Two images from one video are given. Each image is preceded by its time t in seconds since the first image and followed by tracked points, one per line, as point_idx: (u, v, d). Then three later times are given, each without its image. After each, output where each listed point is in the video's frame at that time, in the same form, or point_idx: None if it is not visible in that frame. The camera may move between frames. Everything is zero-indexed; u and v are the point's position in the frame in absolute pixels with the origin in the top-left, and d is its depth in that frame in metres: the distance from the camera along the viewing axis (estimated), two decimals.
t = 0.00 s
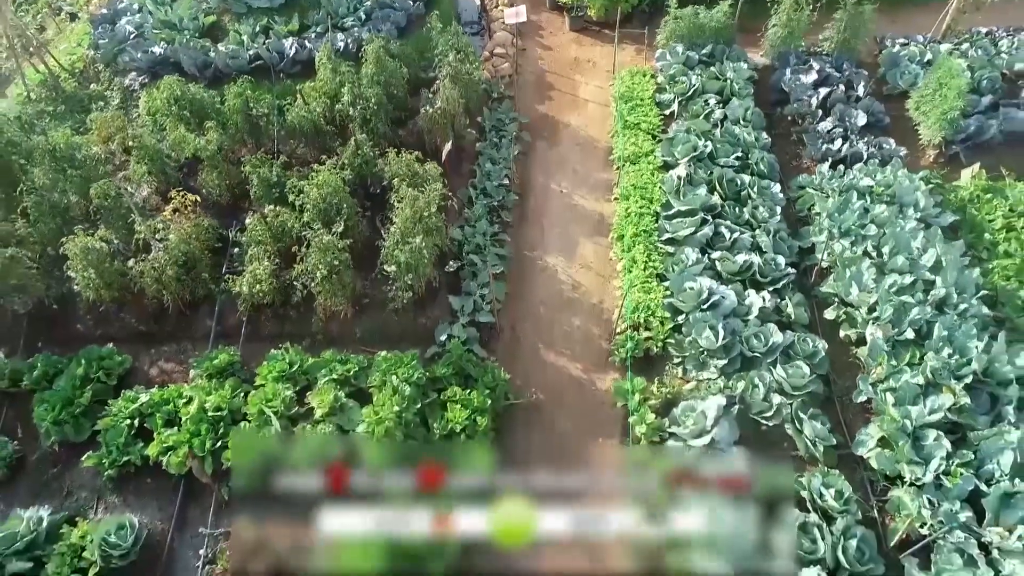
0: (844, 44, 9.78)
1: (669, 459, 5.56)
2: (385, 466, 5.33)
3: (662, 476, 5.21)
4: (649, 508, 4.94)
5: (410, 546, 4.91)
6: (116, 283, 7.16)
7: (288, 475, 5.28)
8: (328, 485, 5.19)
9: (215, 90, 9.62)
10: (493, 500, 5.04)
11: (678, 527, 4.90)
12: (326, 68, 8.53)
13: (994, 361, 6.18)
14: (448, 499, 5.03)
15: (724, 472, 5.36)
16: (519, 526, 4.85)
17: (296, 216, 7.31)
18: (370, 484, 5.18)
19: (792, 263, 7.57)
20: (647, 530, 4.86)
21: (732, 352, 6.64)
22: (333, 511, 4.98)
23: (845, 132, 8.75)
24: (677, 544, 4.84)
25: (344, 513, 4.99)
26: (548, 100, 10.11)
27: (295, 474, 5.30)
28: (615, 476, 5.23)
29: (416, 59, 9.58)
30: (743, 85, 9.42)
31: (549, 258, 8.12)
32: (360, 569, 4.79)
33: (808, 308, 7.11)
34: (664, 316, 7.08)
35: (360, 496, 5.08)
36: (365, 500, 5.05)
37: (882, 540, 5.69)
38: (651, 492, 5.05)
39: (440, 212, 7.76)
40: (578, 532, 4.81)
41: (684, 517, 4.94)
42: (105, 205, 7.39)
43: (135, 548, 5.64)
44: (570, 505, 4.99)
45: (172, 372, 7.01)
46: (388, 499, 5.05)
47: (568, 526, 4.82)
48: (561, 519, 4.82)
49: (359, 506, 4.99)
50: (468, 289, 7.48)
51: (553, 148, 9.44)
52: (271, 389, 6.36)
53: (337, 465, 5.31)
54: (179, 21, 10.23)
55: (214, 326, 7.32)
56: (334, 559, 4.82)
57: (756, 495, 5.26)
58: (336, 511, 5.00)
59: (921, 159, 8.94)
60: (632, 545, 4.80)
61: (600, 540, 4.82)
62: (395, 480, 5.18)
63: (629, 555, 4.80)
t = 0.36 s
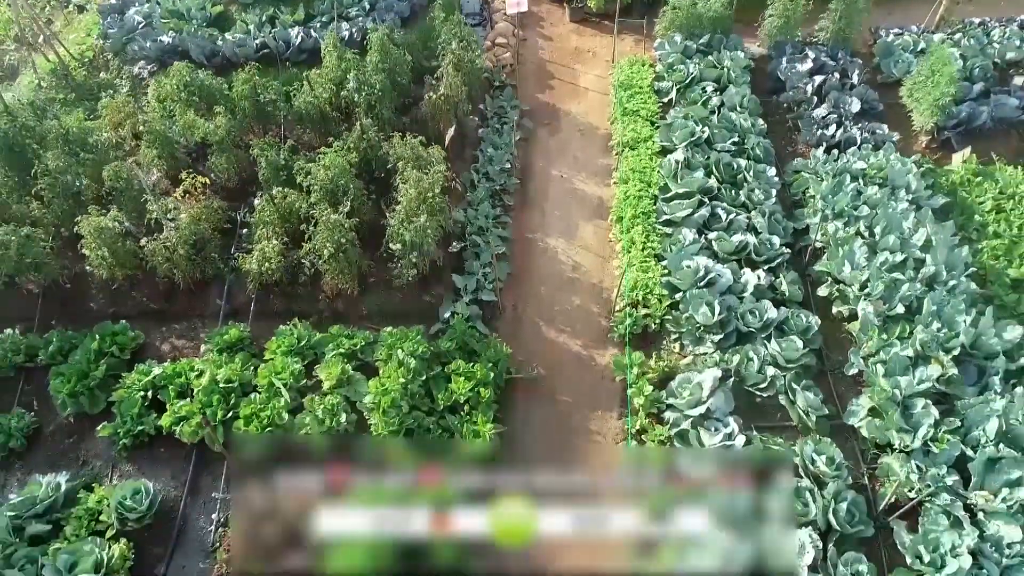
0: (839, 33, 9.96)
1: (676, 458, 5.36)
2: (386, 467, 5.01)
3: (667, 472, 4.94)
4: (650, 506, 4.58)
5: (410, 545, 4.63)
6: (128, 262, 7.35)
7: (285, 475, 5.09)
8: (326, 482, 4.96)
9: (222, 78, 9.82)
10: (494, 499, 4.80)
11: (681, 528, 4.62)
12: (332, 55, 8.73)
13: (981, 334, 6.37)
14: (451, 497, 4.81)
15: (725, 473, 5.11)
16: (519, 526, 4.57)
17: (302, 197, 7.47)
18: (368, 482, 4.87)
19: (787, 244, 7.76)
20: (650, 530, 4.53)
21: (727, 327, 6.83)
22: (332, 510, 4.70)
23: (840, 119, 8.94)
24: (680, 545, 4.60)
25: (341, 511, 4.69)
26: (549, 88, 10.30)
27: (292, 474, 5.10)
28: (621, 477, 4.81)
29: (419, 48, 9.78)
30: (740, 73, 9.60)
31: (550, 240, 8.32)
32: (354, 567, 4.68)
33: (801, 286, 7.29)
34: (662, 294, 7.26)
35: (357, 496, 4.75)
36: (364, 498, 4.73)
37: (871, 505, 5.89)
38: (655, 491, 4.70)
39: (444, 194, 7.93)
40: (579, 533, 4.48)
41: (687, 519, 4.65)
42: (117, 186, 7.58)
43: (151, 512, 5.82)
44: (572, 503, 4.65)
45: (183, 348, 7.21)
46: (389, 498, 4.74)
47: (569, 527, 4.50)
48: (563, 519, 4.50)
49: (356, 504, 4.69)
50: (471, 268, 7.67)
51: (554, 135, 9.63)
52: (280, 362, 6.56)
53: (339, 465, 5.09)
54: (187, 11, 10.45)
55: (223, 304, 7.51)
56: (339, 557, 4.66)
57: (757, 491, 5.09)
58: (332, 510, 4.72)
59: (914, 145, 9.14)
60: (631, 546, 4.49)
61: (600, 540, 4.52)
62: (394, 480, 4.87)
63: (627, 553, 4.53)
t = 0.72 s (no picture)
0: (835, 23, 10.15)
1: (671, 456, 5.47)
2: (387, 470, 5.19)
3: (658, 471, 5.08)
4: (649, 506, 4.81)
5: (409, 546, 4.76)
6: (140, 243, 7.54)
7: (292, 478, 5.38)
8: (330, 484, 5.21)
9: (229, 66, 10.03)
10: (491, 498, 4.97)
11: (679, 530, 4.78)
12: (338, 44, 8.93)
13: (970, 310, 6.56)
14: (449, 496, 4.97)
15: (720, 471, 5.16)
16: (518, 525, 4.77)
17: (310, 179, 7.66)
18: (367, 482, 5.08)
19: (782, 226, 7.95)
20: (647, 529, 4.73)
21: (724, 304, 7.02)
22: (337, 511, 4.94)
23: (835, 105, 9.12)
24: (678, 545, 4.76)
25: (346, 511, 4.92)
26: (550, 77, 10.49)
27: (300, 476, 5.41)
28: (614, 477, 5.06)
29: (423, 37, 9.97)
30: (737, 62, 9.79)
31: (551, 223, 8.50)
32: (360, 568, 4.81)
33: (796, 265, 7.48)
34: (660, 274, 7.45)
35: (359, 495, 4.98)
36: (366, 499, 4.94)
37: (863, 472, 6.08)
38: (648, 491, 4.90)
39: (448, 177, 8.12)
40: (578, 531, 4.72)
41: (686, 520, 4.80)
42: (129, 168, 7.77)
43: (166, 479, 6.01)
44: (571, 502, 4.88)
45: (194, 325, 7.40)
46: (389, 497, 4.94)
47: (568, 525, 4.74)
48: (561, 518, 4.74)
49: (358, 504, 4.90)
50: (474, 249, 7.86)
51: (555, 122, 9.82)
52: (289, 337, 6.75)
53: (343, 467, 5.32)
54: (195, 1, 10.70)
55: (233, 284, 7.70)
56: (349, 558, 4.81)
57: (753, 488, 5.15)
58: (336, 512, 4.95)
59: (908, 131, 9.32)
60: (629, 544, 4.73)
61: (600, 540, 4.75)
62: (395, 480, 5.06)
63: (625, 550, 4.76)
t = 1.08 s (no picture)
0: (830, 14, 10.33)
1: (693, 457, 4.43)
2: (385, 464, 4.32)
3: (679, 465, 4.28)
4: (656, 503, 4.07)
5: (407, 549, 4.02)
6: (151, 225, 7.72)
7: (288, 476, 4.42)
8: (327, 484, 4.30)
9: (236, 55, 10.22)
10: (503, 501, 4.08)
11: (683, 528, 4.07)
12: (343, 33, 9.11)
13: (960, 287, 6.75)
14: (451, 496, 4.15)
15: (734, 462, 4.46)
16: (518, 526, 3.98)
17: (317, 163, 7.85)
18: (366, 476, 4.24)
19: (779, 209, 8.13)
20: (652, 530, 4.03)
21: (721, 283, 7.20)
22: (331, 511, 4.16)
23: (830, 93, 9.30)
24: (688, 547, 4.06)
25: (339, 511, 4.16)
26: (551, 67, 10.67)
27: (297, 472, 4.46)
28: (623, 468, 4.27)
29: (427, 27, 10.16)
30: (735, 51, 9.97)
31: (553, 207, 8.69)
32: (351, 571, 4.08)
33: (792, 246, 7.66)
34: (659, 255, 7.64)
35: (356, 495, 4.18)
36: (361, 495, 4.17)
37: (855, 443, 6.26)
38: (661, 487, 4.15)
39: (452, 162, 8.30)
40: (580, 532, 3.97)
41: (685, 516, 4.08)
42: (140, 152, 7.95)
43: (179, 449, 6.18)
44: (582, 499, 4.08)
45: (204, 305, 7.59)
46: (386, 498, 4.15)
47: (570, 525, 3.97)
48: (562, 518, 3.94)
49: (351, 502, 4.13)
50: (477, 231, 8.05)
51: (556, 110, 10.00)
52: (297, 314, 6.93)
53: (340, 460, 4.38)
54: None
55: (242, 265, 7.90)
56: (340, 560, 4.11)
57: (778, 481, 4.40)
58: (332, 511, 4.17)
59: (902, 119, 9.50)
60: (638, 547, 4.01)
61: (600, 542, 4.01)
62: (393, 478, 4.22)
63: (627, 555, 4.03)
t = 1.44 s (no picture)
0: (826, 5, 10.51)
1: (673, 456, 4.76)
2: (382, 464, 4.55)
3: (671, 470, 4.53)
4: (655, 506, 4.32)
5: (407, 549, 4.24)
6: (161, 208, 7.90)
7: (281, 475, 4.59)
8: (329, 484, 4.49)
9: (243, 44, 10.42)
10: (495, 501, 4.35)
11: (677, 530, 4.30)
12: (348, 22, 9.30)
13: (950, 266, 6.93)
14: (451, 496, 4.40)
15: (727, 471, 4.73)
16: (518, 525, 4.21)
17: (324, 147, 8.04)
18: (366, 477, 4.45)
19: (774, 193, 8.32)
20: (649, 530, 4.25)
21: (718, 264, 7.39)
22: (331, 510, 4.34)
23: (826, 82, 9.48)
24: (680, 547, 4.27)
25: (340, 510, 4.34)
26: (552, 57, 10.85)
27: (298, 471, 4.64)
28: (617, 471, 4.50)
29: (430, 17, 10.34)
30: (732, 41, 10.14)
31: (554, 192, 8.87)
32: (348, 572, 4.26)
33: (787, 229, 7.84)
34: (657, 236, 7.82)
35: (356, 496, 4.37)
36: (362, 495, 4.36)
37: (847, 416, 6.45)
38: (653, 489, 4.39)
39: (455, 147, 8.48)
40: (579, 532, 4.17)
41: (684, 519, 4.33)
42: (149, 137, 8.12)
43: (191, 420, 6.36)
44: (575, 500, 4.33)
45: (213, 285, 7.78)
46: (387, 498, 4.36)
47: (569, 524, 4.19)
48: (561, 518, 4.18)
49: (352, 502, 4.32)
50: (480, 215, 8.23)
51: (557, 99, 10.18)
52: (305, 292, 7.11)
53: (343, 462, 4.60)
54: None
55: (250, 246, 8.08)
56: (336, 558, 4.25)
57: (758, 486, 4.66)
58: (333, 509, 4.35)
59: (896, 107, 9.67)
60: (635, 547, 4.24)
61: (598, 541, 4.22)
62: (394, 478, 4.45)
63: (624, 551, 4.28)
